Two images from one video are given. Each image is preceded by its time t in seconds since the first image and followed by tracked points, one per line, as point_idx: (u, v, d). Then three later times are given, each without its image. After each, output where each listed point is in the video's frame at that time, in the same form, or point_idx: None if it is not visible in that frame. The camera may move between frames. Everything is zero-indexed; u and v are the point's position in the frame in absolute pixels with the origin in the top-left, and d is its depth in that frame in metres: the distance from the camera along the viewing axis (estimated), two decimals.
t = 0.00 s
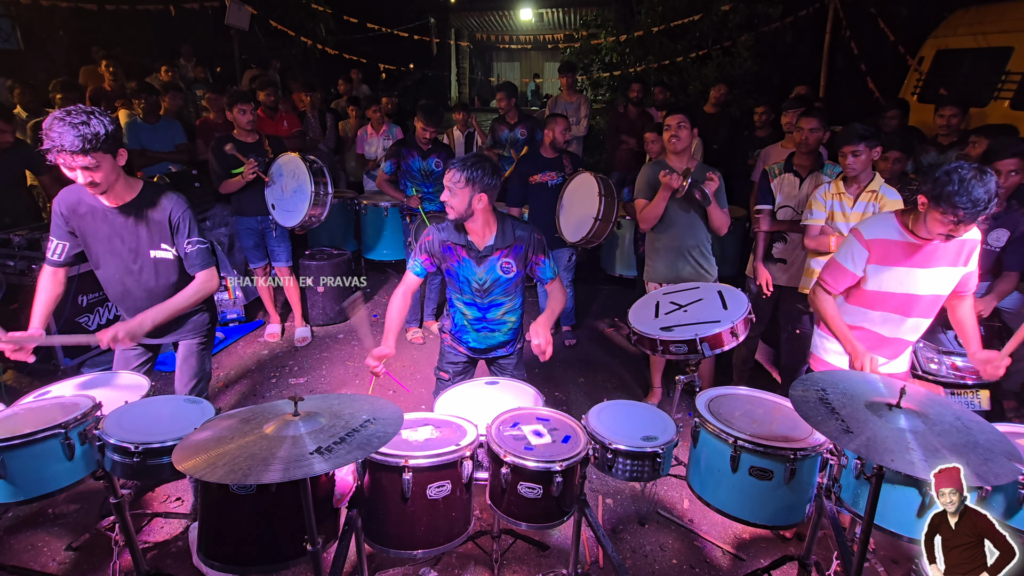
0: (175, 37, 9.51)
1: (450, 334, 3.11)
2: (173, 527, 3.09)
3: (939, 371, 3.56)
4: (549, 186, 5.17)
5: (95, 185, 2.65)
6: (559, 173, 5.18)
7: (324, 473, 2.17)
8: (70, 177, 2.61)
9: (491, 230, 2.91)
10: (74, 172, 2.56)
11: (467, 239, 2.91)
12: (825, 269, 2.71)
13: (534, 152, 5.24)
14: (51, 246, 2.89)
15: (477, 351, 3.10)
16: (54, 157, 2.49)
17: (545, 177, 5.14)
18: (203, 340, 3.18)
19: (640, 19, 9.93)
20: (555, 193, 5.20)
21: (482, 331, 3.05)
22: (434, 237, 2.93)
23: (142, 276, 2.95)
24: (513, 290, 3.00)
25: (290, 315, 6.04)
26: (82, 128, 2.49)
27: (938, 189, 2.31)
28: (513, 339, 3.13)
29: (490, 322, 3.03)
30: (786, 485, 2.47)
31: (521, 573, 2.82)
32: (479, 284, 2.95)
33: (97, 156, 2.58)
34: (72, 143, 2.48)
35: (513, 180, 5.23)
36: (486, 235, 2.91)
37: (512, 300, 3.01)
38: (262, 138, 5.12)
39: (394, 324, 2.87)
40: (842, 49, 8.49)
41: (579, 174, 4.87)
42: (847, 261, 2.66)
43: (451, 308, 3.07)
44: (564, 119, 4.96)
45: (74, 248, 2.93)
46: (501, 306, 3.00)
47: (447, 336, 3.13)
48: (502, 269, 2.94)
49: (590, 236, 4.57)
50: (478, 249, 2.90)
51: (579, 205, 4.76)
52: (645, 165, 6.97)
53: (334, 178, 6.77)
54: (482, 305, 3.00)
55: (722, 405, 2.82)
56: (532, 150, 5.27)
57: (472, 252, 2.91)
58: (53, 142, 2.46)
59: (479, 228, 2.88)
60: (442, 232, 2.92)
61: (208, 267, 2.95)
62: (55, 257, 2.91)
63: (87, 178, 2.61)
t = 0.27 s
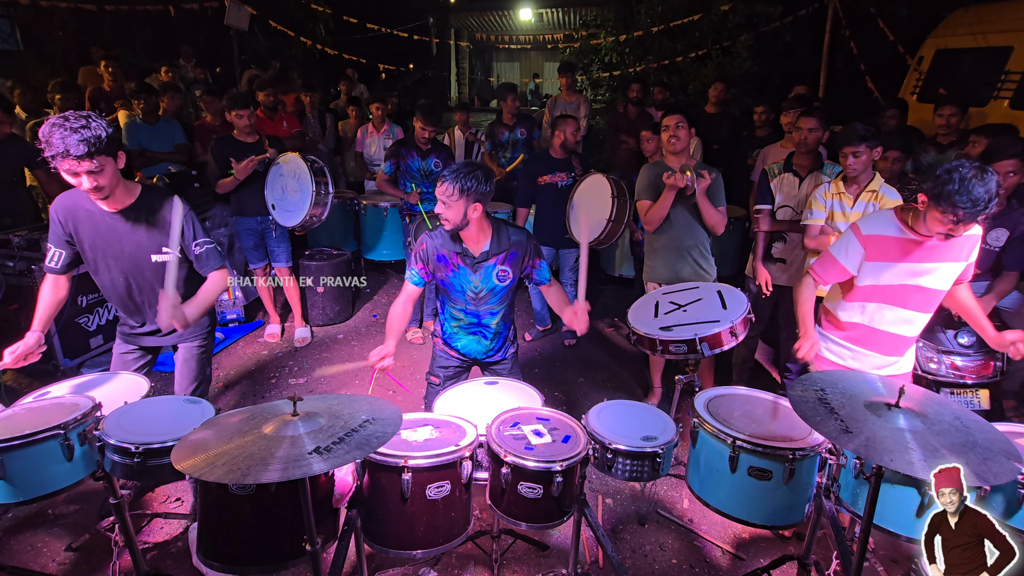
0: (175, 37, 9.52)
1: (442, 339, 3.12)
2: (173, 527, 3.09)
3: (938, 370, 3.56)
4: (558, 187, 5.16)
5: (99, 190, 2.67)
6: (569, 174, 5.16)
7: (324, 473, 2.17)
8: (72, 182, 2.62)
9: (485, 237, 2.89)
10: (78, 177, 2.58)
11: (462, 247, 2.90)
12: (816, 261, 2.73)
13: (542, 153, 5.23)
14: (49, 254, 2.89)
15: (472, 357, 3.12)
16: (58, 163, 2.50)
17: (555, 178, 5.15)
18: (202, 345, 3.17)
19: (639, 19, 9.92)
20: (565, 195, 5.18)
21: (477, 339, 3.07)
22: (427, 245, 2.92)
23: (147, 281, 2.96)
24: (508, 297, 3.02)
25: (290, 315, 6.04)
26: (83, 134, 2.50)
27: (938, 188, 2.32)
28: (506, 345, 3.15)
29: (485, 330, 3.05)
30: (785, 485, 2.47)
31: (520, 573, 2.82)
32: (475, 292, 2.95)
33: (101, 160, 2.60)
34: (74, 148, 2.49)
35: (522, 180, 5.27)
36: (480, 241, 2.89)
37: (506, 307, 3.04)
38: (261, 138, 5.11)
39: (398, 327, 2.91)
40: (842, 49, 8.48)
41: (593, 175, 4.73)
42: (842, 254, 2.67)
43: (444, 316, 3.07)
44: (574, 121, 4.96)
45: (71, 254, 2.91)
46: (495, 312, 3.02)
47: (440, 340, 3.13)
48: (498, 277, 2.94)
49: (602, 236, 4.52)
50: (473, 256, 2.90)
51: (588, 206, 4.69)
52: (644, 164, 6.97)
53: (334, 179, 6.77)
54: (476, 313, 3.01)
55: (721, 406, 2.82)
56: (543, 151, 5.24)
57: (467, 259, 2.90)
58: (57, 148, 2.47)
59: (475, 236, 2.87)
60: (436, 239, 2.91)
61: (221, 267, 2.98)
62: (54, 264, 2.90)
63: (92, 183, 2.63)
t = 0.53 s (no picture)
0: (174, 37, 9.51)
1: (447, 335, 3.11)
2: (172, 528, 3.09)
3: (938, 370, 3.56)
4: (561, 186, 5.17)
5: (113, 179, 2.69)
6: (572, 174, 5.18)
7: (323, 474, 2.17)
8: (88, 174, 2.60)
9: (490, 225, 2.91)
10: (99, 167, 2.60)
11: (467, 236, 2.90)
12: (822, 246, 2.68)
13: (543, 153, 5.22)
14: (52, 253, 2.89)
15: (478, 349, 3.10)
16: (78, 155, 2.51)
17: (557, 177, 5.14)
18: (201, 341, 3.18)
19: (639, 19, 9.91)
20: (569, 193, 5.21)
21: (481, 328, 3.06)
22: (432, 235, 2.91)
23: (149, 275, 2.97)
24: (512, 285, 3.01)
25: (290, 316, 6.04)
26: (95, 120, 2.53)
27: (932, 177, 2.33)
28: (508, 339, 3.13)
29: (490, 319, 3.04)
30: (785, 485, 2.47)
31: (520, 573, 2.82)
32: (479, 280, 2.95)
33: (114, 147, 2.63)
34: (92, 135, 2.51)
35: (524, 181, 5.25)
36: (486, 231, 2.90)
37: (511, 295, 3.02)
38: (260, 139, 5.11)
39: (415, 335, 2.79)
40: (841, 49, 8.47)
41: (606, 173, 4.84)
42: (846, 240, 2.65)
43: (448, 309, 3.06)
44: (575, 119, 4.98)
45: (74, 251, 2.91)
46: (501, 300, 3.01)
47: (443, 336, 3.13)
48: (503, 264, 2.94)
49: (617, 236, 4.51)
50: (478, 245, 2.90)
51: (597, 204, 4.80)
52: (644, 164, 6.96)
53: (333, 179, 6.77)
54: (481, 302, 3.00)
55: (721, 405, 2.82)
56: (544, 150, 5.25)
57: (472, 248, 2.90)
58: (74, 138, 2.47)
59: (480, 224, 2.88)
60: (440, 228, 2.91)
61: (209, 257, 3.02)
62: (58, 265, 2.90)
63: (113, 170, 2.65)
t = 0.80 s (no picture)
0: (174, 37, 9.52)
1: (442, 333, 3.12)
2: (173, 528, 3.09)
3: (938, 370, 3.52)
4: (554, 187, 5.14)
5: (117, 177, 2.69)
6: (564, 174, 5.17)
7: (324, 474, 2.17)
8: (91, 171, 2.60)
9: (485, 224, 2.92)
10: (101, 163, 2.61)
11: (462, 234, 2.92)
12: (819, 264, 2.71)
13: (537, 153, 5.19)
14: (42, 249, 2.88)
15: (470, 350, 3.10)
16: (83, 148, 2.53)
17: (551, 179, 5.12)
18: (199, 341, 3.19)
19: (638, 19, 9.92)
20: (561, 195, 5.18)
21: (476, 330, 3.05)
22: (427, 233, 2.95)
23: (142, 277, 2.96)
24: (508, 288, 3.00)
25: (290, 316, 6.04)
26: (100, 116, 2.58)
27: (927, 176, 2.33)
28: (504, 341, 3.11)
29: (484, 320, 3.02)
30: (785, 484, 2.47)
31: (520, 573, 2.82)
32: (473, 280, 2.95)
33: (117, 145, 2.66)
34: (98, 129, 2.55)
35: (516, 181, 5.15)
36: (480, 229, 2.92)
37: (506, 297, 3.01)
38: (260, 139, 5.11)
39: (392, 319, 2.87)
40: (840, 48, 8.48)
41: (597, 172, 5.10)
42: (843, 255, 2.64)
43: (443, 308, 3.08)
44: (565, 119, 4.97)
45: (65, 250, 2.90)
46: (495, 302, 3.00)
47: (441, 336, 3.13)
48: (497, 266, 2.94)
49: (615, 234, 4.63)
50: (472, 245, 2.92)
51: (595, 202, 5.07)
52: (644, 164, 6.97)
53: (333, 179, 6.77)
54: (474, 302, 3.00)
55: (721, 405, 2.82)
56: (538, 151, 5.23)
57: (466, 248, 2.92)
58: (80, 131, 2.50)
59: (475, 222, 2.90)
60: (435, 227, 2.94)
61: (199, 265, 2.96)
62: (47, 259, 2.89)
63: (117, 166, 2.66)
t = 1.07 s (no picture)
0: (174, 38, 9.53)
1: (440, 342, 3.12)
2: (174, 528, 3.09)
3: (938, 370, 3.58)
4: (547, 187, 5.17)
5: (104, 186, 2.68)
6: (557, 174, 5.20)
7: (326, 474, 2.18)
8: (78, 177, 2.61)
9: (484, 237, 2.92)
10: (86, 171, 2.59)
11: (460, 247, 2.92)
12: (806, 259, 2.76)
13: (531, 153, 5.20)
14: (48, 257, 2.87)
15: (470, 360, 3.13)
16: (68, 157, 2.51)
17: (544, 179, 5.15)
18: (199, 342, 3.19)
19: (638, 19, 9.93)
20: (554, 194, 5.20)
21: (474, 341, 3.08)
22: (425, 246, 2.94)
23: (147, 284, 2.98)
24: (505, 297, 3.02)
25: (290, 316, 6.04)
26: (90, 126, 2.53)
27: (922, 191, 2.34)
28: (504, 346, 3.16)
29: (482, 331, 3.05)
30: (786, 484, 2.48)
31: (521, 573, 2.83)
32: (472, 294, 2.95)
33: (108, 153, 2.63)
34: (84, 141, 2.51)
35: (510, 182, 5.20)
36: (479, 241, 2.91)
37: (501, 308, 3.03)
38: (261, 140, 5.11)
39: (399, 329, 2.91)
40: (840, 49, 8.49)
41: (590, 173, 4.99)
42: (831, 253, 2.70)
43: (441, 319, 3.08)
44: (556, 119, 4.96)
45: (70, 257, 2.90)
46: (492, 313, 3.02)
47: (437, 343, 3.13)
48: (496, 277, 2.95)
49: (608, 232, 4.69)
50: (471, 257, 2.91)
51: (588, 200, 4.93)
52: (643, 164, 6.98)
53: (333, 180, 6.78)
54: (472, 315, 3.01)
55: (721, 405, 2.83)
56: (527, 151, 5.24)
57: (465, 260, 2.92)
58: (66, 141, 2.49)
59: (474, 234, 2.89)
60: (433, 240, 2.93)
61: (217, 267, 3.00)
62: (53, 269, 2.88)
63: (100, 177, 2.63)
